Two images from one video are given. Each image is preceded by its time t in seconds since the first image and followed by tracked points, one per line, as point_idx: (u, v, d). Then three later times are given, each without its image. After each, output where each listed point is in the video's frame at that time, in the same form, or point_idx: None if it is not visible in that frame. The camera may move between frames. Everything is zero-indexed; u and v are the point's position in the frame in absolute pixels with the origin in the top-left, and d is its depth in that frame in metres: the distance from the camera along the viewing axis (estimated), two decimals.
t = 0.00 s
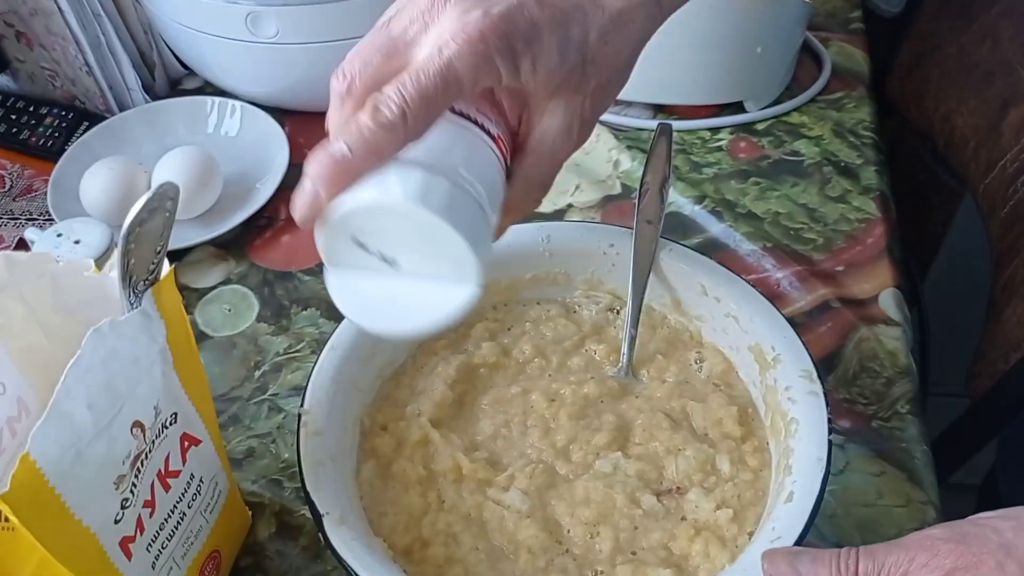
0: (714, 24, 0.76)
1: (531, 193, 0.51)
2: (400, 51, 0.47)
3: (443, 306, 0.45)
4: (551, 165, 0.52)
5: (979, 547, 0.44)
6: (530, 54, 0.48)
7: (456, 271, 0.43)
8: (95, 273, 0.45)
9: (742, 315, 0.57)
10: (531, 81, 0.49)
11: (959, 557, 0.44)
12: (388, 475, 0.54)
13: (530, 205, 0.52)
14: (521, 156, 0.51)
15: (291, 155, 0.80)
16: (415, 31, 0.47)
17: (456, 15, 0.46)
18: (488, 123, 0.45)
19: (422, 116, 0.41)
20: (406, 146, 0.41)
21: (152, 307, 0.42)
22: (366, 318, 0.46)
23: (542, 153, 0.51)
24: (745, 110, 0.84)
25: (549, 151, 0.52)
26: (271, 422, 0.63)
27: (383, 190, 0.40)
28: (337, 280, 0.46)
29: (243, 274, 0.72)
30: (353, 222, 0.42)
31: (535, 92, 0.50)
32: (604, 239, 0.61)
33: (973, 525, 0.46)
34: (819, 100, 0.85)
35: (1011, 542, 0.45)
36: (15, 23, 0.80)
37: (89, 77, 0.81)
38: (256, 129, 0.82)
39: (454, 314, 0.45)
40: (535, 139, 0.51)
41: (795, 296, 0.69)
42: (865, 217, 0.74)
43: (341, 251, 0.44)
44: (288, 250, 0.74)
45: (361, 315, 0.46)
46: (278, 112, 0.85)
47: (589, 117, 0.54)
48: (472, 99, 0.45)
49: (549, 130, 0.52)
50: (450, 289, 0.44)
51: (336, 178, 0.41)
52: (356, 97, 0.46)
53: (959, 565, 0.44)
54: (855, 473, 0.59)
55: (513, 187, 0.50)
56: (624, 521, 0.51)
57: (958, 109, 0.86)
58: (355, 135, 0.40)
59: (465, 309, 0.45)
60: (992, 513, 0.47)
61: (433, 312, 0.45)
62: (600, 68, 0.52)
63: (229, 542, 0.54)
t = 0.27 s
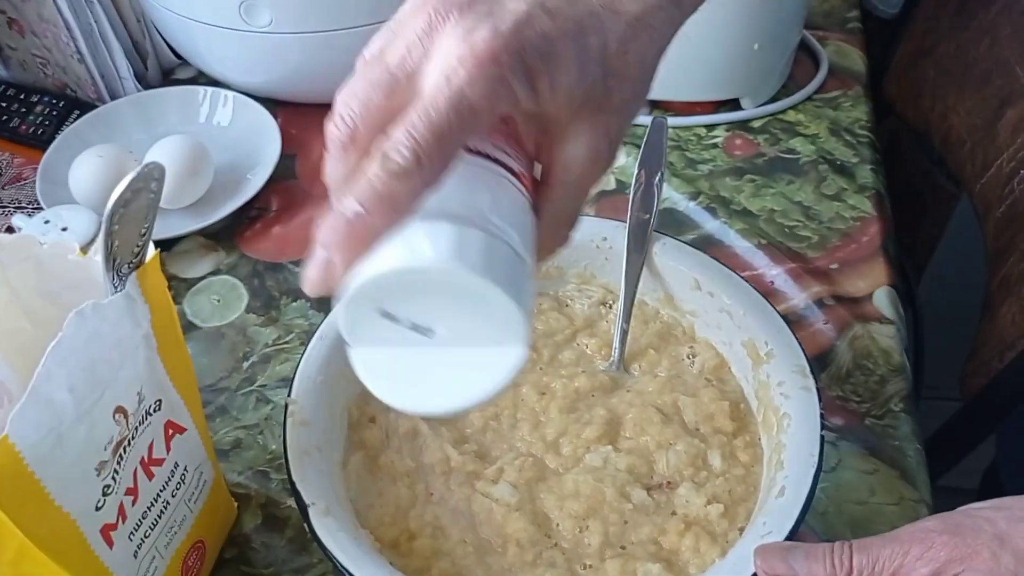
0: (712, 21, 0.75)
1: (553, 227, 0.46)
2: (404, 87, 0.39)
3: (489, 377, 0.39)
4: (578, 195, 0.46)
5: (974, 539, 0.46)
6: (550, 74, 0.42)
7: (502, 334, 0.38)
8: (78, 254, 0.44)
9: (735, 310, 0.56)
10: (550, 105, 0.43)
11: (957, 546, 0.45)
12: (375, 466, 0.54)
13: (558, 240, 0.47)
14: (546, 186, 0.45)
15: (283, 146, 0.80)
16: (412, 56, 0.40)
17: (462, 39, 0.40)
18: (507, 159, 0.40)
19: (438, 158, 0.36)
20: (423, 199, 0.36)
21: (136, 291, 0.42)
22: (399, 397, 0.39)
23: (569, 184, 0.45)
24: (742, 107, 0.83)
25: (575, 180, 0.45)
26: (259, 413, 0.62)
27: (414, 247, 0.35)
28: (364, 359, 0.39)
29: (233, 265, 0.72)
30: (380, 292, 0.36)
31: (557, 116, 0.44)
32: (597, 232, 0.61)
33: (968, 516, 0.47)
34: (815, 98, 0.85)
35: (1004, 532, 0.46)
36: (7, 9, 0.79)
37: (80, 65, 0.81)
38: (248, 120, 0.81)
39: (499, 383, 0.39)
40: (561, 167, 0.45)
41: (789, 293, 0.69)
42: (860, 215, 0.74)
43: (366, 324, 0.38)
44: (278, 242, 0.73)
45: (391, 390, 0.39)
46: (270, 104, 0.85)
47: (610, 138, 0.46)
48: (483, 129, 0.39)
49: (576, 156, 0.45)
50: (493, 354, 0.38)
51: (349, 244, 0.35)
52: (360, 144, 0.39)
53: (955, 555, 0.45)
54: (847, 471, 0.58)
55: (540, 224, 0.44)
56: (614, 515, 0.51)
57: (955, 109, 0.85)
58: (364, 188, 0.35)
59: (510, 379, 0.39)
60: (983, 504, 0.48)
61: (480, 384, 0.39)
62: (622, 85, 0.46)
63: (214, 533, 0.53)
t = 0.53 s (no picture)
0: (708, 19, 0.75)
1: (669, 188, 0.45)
2: (515, 46, 0.42)
3: (639, 327, 0.42)
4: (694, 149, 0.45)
5: (967, 544, 0.45)
6: (663, 26, 0.43)
7: (648, 284, 0.41)
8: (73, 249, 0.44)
9: (731, 310, 0.56)
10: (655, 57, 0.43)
11: (950, 550, 0.44)
12: (370, 464, 0.54)
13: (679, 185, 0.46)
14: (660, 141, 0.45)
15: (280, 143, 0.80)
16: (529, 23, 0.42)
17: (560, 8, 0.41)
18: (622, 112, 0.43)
19: (563, 117, 0.38)
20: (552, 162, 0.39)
21: (132, 287, 0.42)
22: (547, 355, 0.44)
23: (685, 138, 0.45)
24: (738, 107, 0.84)
25: (693, 126, 0.45)
26: (254, 411, 0.62)
27: (554, 206, 0.38)
28: (513, 329, 0.44)
29: (229, 262, 0.72)
30: (530, 249, 0.39)
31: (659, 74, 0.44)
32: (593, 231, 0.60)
33: (961, 522, 0.46)
34: (811, 99, 0.85)
35: (998, 538, 0.45)
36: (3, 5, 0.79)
37: (77, 61, 0.80)
38: (245, 117, 0.81)
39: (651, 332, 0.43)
40: (675, 125, 0.45)
41: (784, 293, 0.69)
42: (856, 216, 0.74)
43: (510, 289, 0.42)
44: (275, 239, 0.73)
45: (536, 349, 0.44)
46: (267, 101, 0.84)
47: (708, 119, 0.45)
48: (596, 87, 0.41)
49: (694, 108, 0.45)
50: (641, 302, 0.42)
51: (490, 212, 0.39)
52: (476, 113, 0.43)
53: (948, 560, 0.44)
54: (842, 471, 0.59)
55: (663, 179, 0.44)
56: (608, 513, 0.51)
57: (950, 111, 0.86)
58: (498, 152, 0.38)
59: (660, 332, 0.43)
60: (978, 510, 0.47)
61: (622, 340, 0.43)
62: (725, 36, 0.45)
63: (209, 529, 0.53)
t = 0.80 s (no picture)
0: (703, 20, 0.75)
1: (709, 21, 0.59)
2: None
3: (650, 175, 0.47)
4: (727, 29, 0.61)
5: (964, 549, 0.44)
6: None
7: (667, 133, 0.45)
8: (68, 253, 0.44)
9: (727, 313, 0.56)
10: None
11: (947, 555, 0.43)
12: (365, 468, 0.53)
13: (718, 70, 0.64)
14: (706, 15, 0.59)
15: (275, 144, 0.79)
16: None
17: None
18: None
19: None
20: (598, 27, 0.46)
21: (124, 290, 0.41)
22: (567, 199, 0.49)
23: (719, 25, 0.59)
24: (735, 109, 0.83)
25: (724, 17, 0.59)
26: (248, 414, 0.62)
27: (592, 61, 0.43)
28: (543, 176, 0.48)
29: (223, 263, 0.71)
30: (564, 101, 0.44)
31: None
32: (589, 233, 0.60)
33: (958, 526, 0.46)
34: (808, 100, 0.85)
35: (995, 543, 0.44)
36: None
37: (71, 61, 0.80)
38: (240, 118, 0.81)
39: (659, 182, 0.47)
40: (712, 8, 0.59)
41: (782, 296, 0.68)
42: (853, 218, 0.74)
43: (548, 142, 0.46)
44: (270, 241, 0.73)
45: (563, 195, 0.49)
46: (261, 102, 0.84)
47: None
48: None
49: (724, 4, 0.59)
50: (654, 159, 0.46)
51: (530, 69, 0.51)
52: None
53: (944, 565, 0.43)
54: (839, 474, 0.58)
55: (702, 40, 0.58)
56: (604, 518, 0.51)
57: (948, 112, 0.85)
58: (548, 32, 0.50)
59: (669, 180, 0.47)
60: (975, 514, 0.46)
61: (633, 183, 0.47)
62: None
63: (202, 533, 0.53)
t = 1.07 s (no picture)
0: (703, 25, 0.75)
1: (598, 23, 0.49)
2: None
3: (506, 157, 0.43)
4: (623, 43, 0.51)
5: (960, 555, 0.44)
6: None
7: (529, 130, 0.42)
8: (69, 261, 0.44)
9: (725, 320, 0.56)
10: None
11: (942, 563, 0.44)
12: (364, 474, 0.53)
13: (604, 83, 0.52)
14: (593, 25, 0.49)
15: (273, 149, 0.79)
16: None
17: None
18: None
19: None
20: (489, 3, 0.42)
21: (125, 298, 0.41)
22: (431, 170, 0.45)
23: (622, 28, 0.50)
24: (733, 114, 0.84)
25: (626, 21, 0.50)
26: (248, 419, 0.62)
27: (456, 36, 0.40)
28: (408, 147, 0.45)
29: (222, 269, 0.71)
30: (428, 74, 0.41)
31: None
32: (587, 240, 0.60)
33: (954, 533, 0.46)
34: (806, 105, 0.85)
35: (991, 551, 0.44)
36: None
37: (70, 65, 0.80)
38: (238, 122, 0.81)
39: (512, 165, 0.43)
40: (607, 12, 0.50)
41: (779, 302, 0.69)
42: (850, 223, 0.74)
43: (411, 115, 0.43)
44: (268, 246, 0.73)
45: (421, 163, 0.45)
46: (260, 106, 0.84)
47: None
48: None
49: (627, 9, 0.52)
50: (516, 141, 0.43)
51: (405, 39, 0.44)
52: None
53: (941, 572, 0.44)
54: (836, 480, 0.59)
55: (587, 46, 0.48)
56: (603, 524, 0.51)
57: (944, 118, 0.86)
58: None
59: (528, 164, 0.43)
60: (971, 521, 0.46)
61: (488, 166, 0.44)
62: None
63: (202, 539, 0.53)
